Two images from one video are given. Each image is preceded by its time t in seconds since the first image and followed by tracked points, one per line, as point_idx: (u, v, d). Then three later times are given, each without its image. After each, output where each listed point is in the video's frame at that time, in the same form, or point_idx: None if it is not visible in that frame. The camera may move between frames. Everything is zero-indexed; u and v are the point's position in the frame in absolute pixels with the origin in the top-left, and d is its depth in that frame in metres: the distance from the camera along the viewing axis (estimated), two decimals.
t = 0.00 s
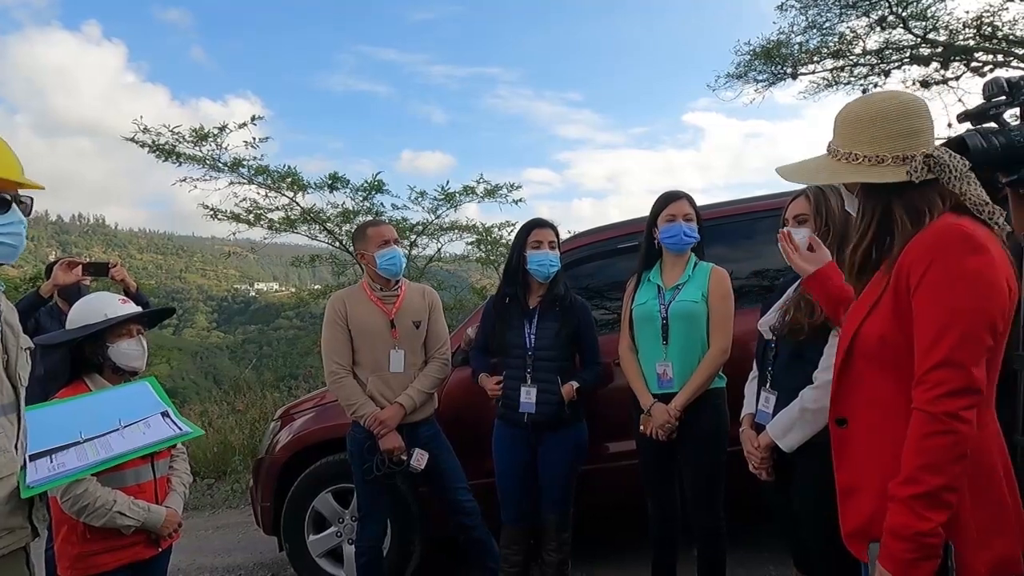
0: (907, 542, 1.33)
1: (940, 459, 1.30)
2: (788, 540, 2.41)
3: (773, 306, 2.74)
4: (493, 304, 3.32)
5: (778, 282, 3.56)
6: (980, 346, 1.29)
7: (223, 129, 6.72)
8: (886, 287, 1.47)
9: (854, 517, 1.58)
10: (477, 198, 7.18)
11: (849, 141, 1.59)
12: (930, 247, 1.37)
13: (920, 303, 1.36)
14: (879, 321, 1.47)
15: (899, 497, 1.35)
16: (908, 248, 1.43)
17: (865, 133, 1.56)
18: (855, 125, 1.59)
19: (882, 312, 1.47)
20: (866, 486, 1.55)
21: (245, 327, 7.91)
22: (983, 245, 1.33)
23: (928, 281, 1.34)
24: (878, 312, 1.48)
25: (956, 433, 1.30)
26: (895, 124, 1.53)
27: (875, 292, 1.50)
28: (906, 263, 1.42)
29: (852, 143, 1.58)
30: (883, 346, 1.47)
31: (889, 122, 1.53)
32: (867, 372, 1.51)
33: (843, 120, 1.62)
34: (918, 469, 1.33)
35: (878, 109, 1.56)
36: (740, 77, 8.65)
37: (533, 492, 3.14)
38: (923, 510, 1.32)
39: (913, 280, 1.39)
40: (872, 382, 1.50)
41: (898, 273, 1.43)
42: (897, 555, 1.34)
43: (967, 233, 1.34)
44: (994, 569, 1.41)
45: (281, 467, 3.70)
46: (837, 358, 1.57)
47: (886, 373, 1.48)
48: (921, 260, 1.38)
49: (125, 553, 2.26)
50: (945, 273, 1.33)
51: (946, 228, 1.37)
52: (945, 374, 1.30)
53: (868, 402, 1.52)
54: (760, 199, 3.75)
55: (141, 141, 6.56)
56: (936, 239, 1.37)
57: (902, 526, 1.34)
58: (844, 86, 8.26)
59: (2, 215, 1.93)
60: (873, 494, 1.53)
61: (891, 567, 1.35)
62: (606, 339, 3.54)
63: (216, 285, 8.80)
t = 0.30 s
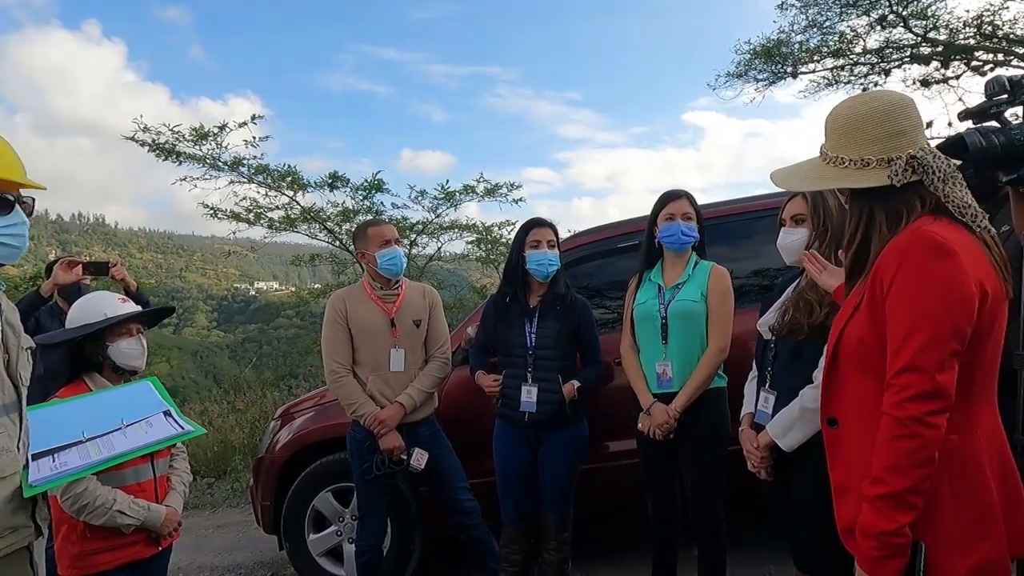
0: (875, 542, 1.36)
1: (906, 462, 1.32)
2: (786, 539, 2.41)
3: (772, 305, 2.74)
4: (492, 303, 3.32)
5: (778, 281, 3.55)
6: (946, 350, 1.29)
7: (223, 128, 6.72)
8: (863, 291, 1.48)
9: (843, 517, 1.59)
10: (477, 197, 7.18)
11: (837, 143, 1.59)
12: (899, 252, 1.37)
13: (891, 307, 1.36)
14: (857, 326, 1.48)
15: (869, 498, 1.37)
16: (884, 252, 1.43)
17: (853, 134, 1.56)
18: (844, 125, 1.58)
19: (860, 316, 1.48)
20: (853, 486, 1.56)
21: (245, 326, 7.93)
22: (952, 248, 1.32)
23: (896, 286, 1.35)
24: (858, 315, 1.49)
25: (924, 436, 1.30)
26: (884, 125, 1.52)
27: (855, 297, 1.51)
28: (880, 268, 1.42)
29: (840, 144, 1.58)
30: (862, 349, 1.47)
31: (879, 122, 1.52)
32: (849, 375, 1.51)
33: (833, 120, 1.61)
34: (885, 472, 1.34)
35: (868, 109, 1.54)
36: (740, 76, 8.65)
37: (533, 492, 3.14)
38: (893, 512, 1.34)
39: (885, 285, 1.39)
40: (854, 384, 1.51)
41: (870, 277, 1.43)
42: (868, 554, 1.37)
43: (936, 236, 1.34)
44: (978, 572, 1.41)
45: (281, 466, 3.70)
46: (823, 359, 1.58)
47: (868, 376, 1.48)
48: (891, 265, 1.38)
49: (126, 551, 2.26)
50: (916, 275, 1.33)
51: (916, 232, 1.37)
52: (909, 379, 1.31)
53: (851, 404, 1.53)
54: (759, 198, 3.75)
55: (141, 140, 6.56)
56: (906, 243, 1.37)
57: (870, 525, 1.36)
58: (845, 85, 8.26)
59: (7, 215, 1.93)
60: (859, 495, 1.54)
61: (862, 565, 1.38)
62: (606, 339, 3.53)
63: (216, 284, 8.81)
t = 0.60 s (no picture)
0: (875, 542, 1.35)
1: (908, 462, 1.31)
2: (785, 538, 2.41)
3: (772, 305, 2.74)
4: (491, 302, 3.31)
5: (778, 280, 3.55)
6: (950, 351, 1.28)
7: (223, 127, 6.72)
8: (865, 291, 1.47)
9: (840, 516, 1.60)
10: (476, 196, 7.18)
11: (841, 138, 1.58)
12: (903, 251, 1.36)
13: (895, 307, 1.35)
14: (858, 325, 1.47)
15: (869, 498, 1.37)
16: (886, 251, 1.42)
17: (858, 131, 1.55)
18: (850, 119, 1.57)
19: (861, 315, 1.47)
20: (852, 484, 1.55)
21: (245, 324, 7.94)
22: (957, 248, 1.32)
23: (900, 286, 1.34)
24: (859, 314, 1.48)
25: (926, 436, 1.30)
26: (890, 121, 1.51)
27: (857, 296, 1.50)
28: (883, 266, 1.41)
29: (846, 139, 1.57)
30: (863, 348, 1.47)
31: (883, 118, 1.52)
32: (849, 374, 1.51)
33: (838, 113, 1.60)
34: (886, 472, 1.34)
35: (874, 104, 1.54)
36: (740, 75, 8.64)
37: (532, 491, 3.14)
38: (894, 513, 1.33)
39: (888, 284, 1.38)
40: (854, 384, 1.50)
41: (872, 277, 1.43)
42: (867, 554, 1.37)
43: (940, 237, 1.33)
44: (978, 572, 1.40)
45: (281, 464, 3.70)
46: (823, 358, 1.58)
47: (868, 375, 1.48)
48: (895, 264, 1.37)
49: (125, 550, 2.25)
50: (920, 275, 1.32)
51: (920, 231, 1.36)
52: (912, 379, 1.30)
53: (851, 403, 1.52)
54: (759, 197, 3.74)
55: (140, 138, 6.55)
56: (909, 242, 1.37)
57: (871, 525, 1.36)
58: (845, 84, 8.25)
59: (12, 215, 1.93)
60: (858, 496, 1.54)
61: (862, 566, 1.38)
62: (606, 338, 3.53)
63: (216, 282, 8.80)
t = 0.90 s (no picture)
0: (882, 541, 1.34)
1: (919, 461, 1.30)
2: (785, 535, 2.41)
3: (771, 302, 2.73)
4: (488, 299, 3.30)
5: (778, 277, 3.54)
6: (963, 348, 1.28)
7: (222, 123, 6.71)
8: (873, 288, 1.46)
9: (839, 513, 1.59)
10: (476, 193, 7.19)
11: (848, 132, 1.56)
12: (915, 248, 1.35)
13: (907, 303, 1.34)
14: (865, 321, 1.46)
15: (876, 497, 1.35)
16: (896, 249, 1.41)
17: (866, 125, 1.54)
18: (857, 113, 1.56)
19: (869, 311, 1.46)
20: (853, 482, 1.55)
21: (245, 322, 8.02)
22: (970, 246, 1.31)
23: (913, 283, 1.33)
24: (867, 309, 1.47)
25: (937, 435, 1.29)
26: (897, 114, 1.51)
27: (863, 293, 1.49)
28: (894, 262, 1.40)
29: (852, 134, 1.55)
30: (869, 345, 1.46)
31: (891, 111, 1.51)
32: (854, 371, 1.50)
33: (842, 106, 1.59)
34: (896, 471, 1.32)
35: (881, 98, 1.53)
36: (740, 72, 8.63)
37: (531, 488, 3.13)
38: (902, 511, 1.32)
39: (900, 280, 1.37)
40: (859, 381, 1.50)
41: (883, 272, 1.42)
42: (872, 553, 1.35)
43: (953, 234, 1.33)
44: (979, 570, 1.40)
45: (281, 461, 3.70)
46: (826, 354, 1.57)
47: (874, 373, 1.47)
48: (907, 260, 1.36)
49: (125, 546, 2.25)
50: (934, 272, 1.31)
51: (934, 228, 1.35)
52: (925, 377, 1.29)
53: (855, 401, 1.51)
54: (758, 194, 3.73)
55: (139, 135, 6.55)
56: (922, 238, 1.36)
57: (877, 523, 1.34)
58: (845, 81, 8.23)
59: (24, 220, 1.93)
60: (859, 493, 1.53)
61: (866, 564, 1.36)
62: (606, 335, 3.53)
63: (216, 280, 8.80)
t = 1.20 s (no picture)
0: (883, 536, 1.32)
1: (921, 456, 1.28)
2: (784, 535, 2.40)
3: (770, 302, 2.72)
4: (485, 299, 3.29)
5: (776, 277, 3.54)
6: (966, 343, 1.27)
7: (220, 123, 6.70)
8: (876, 284, 1.45)
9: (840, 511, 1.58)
10: (475, 194, 7.18)
11: (885, 113, 1.50)
12: (918, 243, 1.34)
13: (910, 298, 1.33)
14: (867, 317, 1.45)
15: (878, 492, 1.34)
16: (899, 245, 1.40)
17: (904, 108, 1.49)
18: (892, 97, 1.51)
19: (871, 307, 1.45)
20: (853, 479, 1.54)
21: (243, 322, 7.99)
22: (973, 242, 1.31)
23: (916, 278, 1.32)
24: (869, 305, 1.46)
25: (940, 430, 1.28)
26: (935, 111, 1.48)
27: (865, 289, 1.48)
28: (897, 257, 1.39)
29: (891, 115, 1.49)
30: (871, 341, 1.45)
31: (930, 106, 1.48)
32: (855, 368, 1.49)
33: (877, 93, 1.53)
34: (899, 466, 1.31)
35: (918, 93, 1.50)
36: (738, 72, 8.63)
37: (529, 488, 3.12)
38: (904, 507, 1.30)
39: (902, 275, 1.36)
40: (861, 378, 1.48)
41: (886, 269, 1.41)
42: (873, 549, 1.33)
43: (956, 229, 1.32)
44: (980, 569, 1.39)
45: (278, 462, 3.69)
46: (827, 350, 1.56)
47: (876, 369, 1.46)
48: (910, 255, 1.35)
49: (121, 548, 2.24)
50: (937, 267, 1.30)
51: (937, 223, 1.35)
52: (927, 371, 1.28)
53: (856, 398, 1.50)
54: (756, 194, 3.73)
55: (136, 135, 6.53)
56: (924, 234, 1.35)
57: (879, 519, 1.33)
58: (843, 81, 8.24)
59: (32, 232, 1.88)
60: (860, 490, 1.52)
61: (868, 562, 1.34)
62: (604, 335, 3.52)
63: (214, 280, 8.78)
